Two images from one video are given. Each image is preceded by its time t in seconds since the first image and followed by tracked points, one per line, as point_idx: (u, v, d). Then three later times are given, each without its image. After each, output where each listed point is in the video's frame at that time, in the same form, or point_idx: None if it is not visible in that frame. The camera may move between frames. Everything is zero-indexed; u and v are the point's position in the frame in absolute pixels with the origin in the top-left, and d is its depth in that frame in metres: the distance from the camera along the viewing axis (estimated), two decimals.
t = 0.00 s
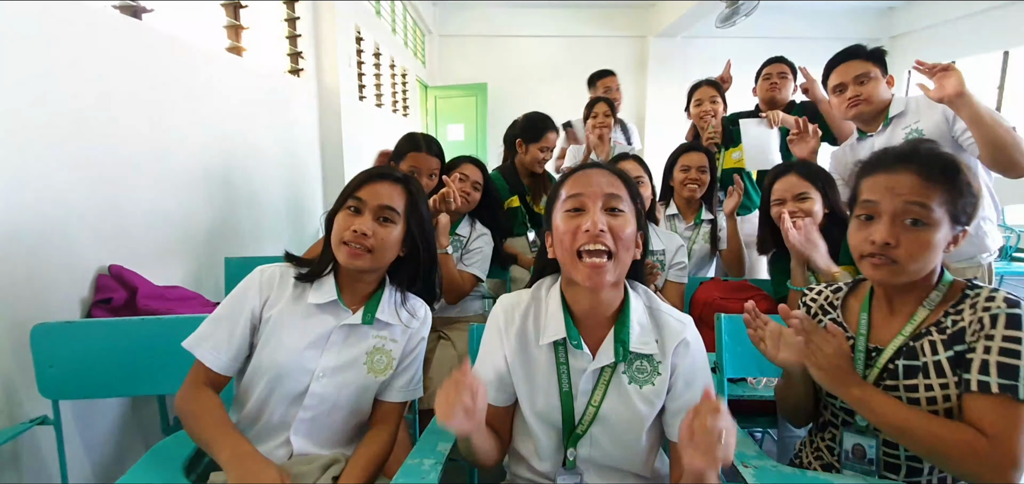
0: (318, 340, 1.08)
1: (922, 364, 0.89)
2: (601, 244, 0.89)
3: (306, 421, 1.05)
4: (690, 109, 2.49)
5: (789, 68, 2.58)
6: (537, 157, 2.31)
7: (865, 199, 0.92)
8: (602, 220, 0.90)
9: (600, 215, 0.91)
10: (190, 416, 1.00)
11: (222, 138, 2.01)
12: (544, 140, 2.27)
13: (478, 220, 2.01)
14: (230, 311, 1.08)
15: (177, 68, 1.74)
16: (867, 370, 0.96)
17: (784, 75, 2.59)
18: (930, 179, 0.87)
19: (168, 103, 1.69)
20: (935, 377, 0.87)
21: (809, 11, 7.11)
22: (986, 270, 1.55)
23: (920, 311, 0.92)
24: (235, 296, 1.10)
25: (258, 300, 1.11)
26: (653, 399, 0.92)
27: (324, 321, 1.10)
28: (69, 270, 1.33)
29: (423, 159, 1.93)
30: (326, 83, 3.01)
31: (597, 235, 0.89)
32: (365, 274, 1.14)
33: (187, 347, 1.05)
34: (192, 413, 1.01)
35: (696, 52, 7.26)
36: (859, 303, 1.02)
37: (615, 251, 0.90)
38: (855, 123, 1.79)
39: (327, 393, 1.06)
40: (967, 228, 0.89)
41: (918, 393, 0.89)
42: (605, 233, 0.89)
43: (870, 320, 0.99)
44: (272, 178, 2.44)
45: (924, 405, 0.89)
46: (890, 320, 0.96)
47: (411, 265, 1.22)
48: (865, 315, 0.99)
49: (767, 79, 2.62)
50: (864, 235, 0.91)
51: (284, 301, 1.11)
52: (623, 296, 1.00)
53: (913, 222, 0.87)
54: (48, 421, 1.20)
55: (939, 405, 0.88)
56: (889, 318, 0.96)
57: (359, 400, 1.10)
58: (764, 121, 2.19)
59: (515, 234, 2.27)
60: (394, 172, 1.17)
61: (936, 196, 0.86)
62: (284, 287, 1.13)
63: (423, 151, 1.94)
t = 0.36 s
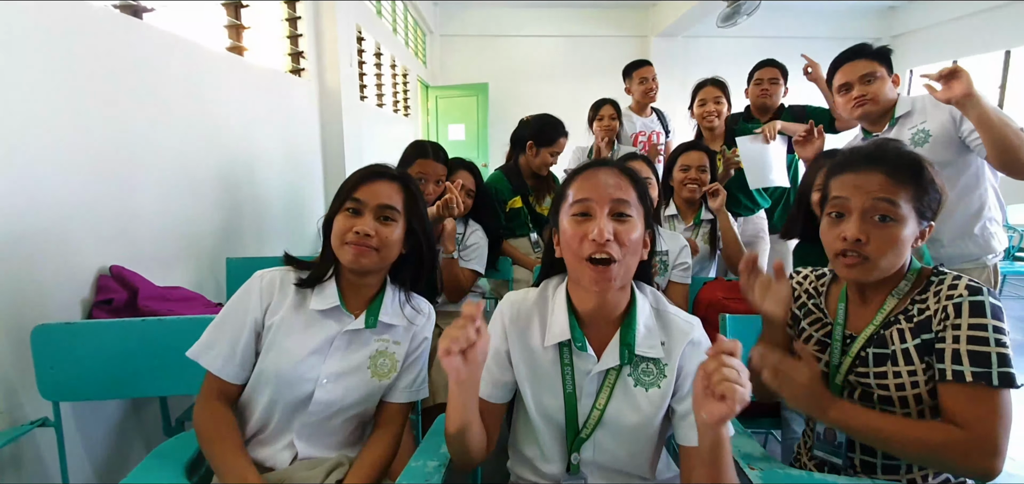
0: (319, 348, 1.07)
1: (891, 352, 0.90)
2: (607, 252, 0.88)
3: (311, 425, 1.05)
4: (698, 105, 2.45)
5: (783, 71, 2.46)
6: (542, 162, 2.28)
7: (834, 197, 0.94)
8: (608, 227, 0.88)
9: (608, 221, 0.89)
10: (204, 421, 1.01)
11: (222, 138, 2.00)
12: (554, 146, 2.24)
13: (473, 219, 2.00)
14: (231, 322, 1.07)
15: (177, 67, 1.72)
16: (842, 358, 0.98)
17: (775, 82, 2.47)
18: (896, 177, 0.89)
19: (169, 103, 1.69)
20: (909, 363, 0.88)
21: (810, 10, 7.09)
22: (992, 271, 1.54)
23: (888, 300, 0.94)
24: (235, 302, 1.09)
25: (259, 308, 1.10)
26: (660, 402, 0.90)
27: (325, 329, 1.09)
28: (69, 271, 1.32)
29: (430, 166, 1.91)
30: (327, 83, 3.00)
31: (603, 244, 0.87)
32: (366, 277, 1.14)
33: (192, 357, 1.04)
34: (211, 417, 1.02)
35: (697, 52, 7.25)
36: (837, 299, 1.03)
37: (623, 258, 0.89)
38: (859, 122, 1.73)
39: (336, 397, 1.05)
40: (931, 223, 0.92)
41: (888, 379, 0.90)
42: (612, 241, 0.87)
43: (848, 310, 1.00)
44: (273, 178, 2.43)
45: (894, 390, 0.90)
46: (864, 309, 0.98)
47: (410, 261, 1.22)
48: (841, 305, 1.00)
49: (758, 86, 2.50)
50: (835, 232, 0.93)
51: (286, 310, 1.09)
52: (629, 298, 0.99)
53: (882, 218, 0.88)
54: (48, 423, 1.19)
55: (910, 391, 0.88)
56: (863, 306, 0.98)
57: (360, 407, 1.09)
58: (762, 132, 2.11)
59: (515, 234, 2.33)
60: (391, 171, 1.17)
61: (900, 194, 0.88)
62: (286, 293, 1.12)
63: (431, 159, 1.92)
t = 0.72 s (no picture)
0: (319, 362, 1.06)
1: (862, 352, 0.91)
2: (611, 260, 0.87)
3: (312, 429, 1.04)
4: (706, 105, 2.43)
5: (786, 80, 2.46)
6: (545, 163, 2.28)
7: (794, 200, 0.96)
8: (612, 234, 0.87)
9: (612, 227, 0.88)
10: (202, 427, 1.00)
11: (223, 139, 2.00)
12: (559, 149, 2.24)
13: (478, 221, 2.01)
14: (232, 330, 1.04)
15: (177, 67, 1.72)
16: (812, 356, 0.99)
17: (778, 89, 2.45)
18: (851, 180, 0.91)
19: (170, 104, 1.68)
20: (883, 363, 0.89)
21: (811, 10, 7.09)
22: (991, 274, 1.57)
23: (854, 298, 0.96)
24: (234, 308, 1.05)
25: (260, 313, 1.06)
26: (663, 402, 0.89)
27: (326, 336, 1.07)
28: (69, 272, 1.32)
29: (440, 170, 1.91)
30: (328, 83, 2.99)
31: (607, 251, 0.86)
32: (362, 285, 1.12)
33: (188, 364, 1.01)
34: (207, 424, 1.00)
35: (697, 51, 7.24)
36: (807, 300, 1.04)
37: (627, 265, 0.88)
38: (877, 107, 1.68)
39: (337, 408, 1.05)
40: (882, 225, 0.95)
41: (864, 378, 0.91)
42: (615, 248, 0.87)
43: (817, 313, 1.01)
44: (274, 178, 2.42)
45: (871, 386, 0.91)
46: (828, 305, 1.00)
47: (411, 264, 1.22)
48: (812, 307, 1.01)
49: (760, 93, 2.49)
50: (794, 234, 0.95)
51: (288, 324, 1.06)
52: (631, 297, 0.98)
53: (835, 221, 0.91)
54: (49, 424, 1.19)
55: (885, 387, 0.90)
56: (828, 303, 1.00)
57: (362, 411, 1.08)
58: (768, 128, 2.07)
59: (518, 234, 2.32)
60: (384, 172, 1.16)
61: (854, 198, 0.91)
62: (284, 310, 1.07)
63: (437, 163, 1.90)
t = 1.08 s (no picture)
0: (315, 367, 1.05)
1: (864, 343, 0.97)
2: (611, 259, 0.86)
3: (313, 434, 1.04)
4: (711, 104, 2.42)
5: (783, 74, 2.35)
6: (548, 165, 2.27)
7: (766, 213, 1.02)
8: (612, 233, 0.86)
9: (612, 226, 0.87)
10: (209, 431, 0.98)
11: (223, 139, 1.99)
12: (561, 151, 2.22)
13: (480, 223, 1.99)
14: (229, 332, 1.02)
15: (177, 66, 1.71)
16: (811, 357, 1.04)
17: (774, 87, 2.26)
18: (817, 192, 0.97)
19: (170, 104, 1.67)
20: (886, 353, 0.95)
21: (811, 9, 7.07)
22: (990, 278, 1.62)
23: (842, 298, 1.01)
24: (231, 312, 1.04)
25: (259, 316, 1.05)
26: (667, 415, 0.90)
27: (324, 343, 1.07)
28: (69, 273, 1.31)
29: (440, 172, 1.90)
30: (328, 82, 2.98)
31: (607, 251, 0.85)
32: (356, 286, 1.10)
33: (187, 374, 1.00)
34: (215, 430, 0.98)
35: (697, 51, 7.22)
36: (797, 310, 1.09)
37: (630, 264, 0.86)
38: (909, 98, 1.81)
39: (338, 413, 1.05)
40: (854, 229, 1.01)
41: (871, 370, 0.97)
42: (616, 248, 0.85)
43: (809, 317, 1.06)
44: (274, 178, 2.42)
45: (878, 378, 0.97)
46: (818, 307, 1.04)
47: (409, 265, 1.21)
48: (802, 310, 1.06)
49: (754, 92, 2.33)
50: (770, 246, 1.01)
51: (287, 332, 1.06)
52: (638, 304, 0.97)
53: (807, 231, 0.97)
54: (49, 426, 1.18)
55: (893, 376, 0.96)
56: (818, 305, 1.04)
57: (363, 414, 1.08)
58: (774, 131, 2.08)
59: (520, 234, 2.31)
60: (377, 172, 1.15)
61: (821, 208, 0.96)
62: (280, 324, 1.06)
63: (438, 164, 1.89)
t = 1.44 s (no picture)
0: (323, 370, 1.04)
1: (882, 354, 0.95)
2: (623, 258, 0.84)
3: (322, 435, 1.03)
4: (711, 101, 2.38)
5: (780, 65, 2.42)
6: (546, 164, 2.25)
7: (796, 201, 1.02)
8: (623, 231, 0.85)
9: (622, 226, 0.87)
10: (224, 458, 0.96)
11: (224, 138, 1.99)
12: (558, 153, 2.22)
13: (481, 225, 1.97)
14: (236, 336, 0.99)
15: (177, 65, 1.70)
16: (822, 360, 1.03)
17: (772, 77, 2.40)
18: (849, 179, 0.97)
19: (170, 103, 1.67)
20: (903, 367, 0.94)
21: (810, 8, 7.07)
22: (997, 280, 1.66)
23: (863, 302, 1.01)
24: (236, 319, 1.00)
25: (266, 322, 1.02)
26: (674, 417, 0.89)
27: (333, 344, 1.06)
28: (69, 273, 1.30)
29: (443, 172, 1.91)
30: (328, 82, 2.98)
31: (619, 248, 0.84)
32: (361, 288, 1.09)
33: (195, 388, 0.95)
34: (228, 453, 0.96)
35: (697, 51, 7.22)
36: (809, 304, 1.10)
37: (640, 266, 0.85)
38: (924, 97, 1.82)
39: (347, 414, 1.04)
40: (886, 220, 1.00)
41: (884, 380, 0.95)
42: (628, 245, 0.84)
43: (820, 313, 1.06)
44: (275, 177, 2.41)
45: (891, 389, 0.95)
46: (837, 309, 1.04)
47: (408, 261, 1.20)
48: (814, 309, 1.06)
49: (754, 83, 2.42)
50: (797, 232, 1.01)
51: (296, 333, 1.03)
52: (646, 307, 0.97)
53: (835, 218, 0.97)
54: (48, 427, 1.17)
55: (905, 389, 0.95)
56: (837, 307, 1.04)
57: (373, 410, 1.08)
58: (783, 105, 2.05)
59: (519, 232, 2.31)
60: (372, 168, 1.10)
61: (850, 195, 0.97)
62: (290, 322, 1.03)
63: (443, 166, 1.90)
